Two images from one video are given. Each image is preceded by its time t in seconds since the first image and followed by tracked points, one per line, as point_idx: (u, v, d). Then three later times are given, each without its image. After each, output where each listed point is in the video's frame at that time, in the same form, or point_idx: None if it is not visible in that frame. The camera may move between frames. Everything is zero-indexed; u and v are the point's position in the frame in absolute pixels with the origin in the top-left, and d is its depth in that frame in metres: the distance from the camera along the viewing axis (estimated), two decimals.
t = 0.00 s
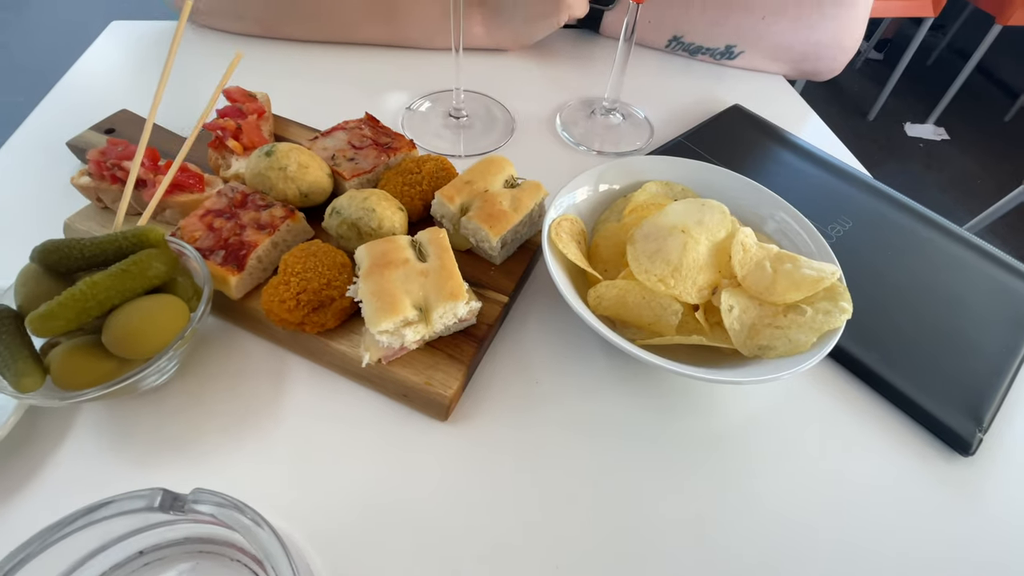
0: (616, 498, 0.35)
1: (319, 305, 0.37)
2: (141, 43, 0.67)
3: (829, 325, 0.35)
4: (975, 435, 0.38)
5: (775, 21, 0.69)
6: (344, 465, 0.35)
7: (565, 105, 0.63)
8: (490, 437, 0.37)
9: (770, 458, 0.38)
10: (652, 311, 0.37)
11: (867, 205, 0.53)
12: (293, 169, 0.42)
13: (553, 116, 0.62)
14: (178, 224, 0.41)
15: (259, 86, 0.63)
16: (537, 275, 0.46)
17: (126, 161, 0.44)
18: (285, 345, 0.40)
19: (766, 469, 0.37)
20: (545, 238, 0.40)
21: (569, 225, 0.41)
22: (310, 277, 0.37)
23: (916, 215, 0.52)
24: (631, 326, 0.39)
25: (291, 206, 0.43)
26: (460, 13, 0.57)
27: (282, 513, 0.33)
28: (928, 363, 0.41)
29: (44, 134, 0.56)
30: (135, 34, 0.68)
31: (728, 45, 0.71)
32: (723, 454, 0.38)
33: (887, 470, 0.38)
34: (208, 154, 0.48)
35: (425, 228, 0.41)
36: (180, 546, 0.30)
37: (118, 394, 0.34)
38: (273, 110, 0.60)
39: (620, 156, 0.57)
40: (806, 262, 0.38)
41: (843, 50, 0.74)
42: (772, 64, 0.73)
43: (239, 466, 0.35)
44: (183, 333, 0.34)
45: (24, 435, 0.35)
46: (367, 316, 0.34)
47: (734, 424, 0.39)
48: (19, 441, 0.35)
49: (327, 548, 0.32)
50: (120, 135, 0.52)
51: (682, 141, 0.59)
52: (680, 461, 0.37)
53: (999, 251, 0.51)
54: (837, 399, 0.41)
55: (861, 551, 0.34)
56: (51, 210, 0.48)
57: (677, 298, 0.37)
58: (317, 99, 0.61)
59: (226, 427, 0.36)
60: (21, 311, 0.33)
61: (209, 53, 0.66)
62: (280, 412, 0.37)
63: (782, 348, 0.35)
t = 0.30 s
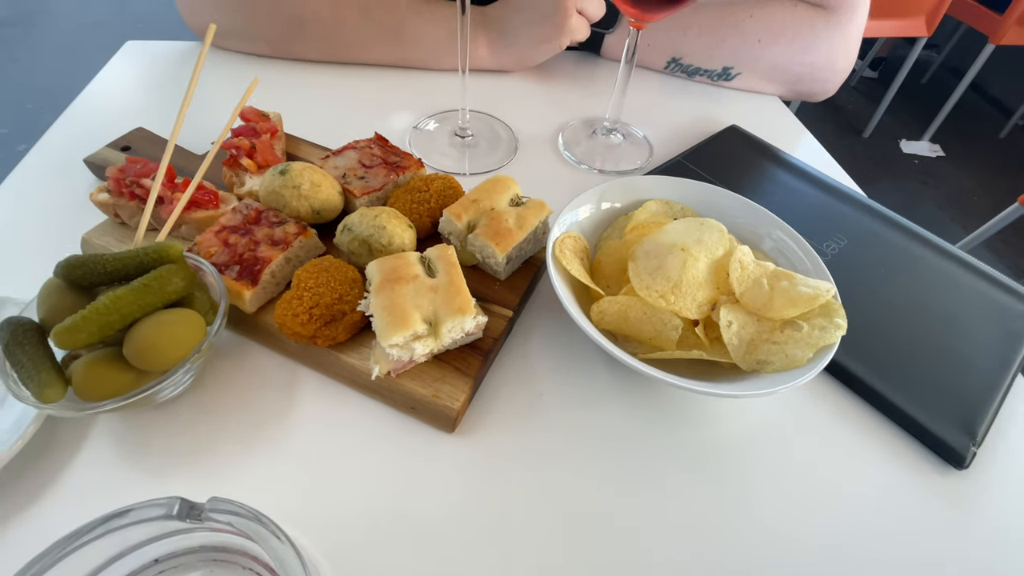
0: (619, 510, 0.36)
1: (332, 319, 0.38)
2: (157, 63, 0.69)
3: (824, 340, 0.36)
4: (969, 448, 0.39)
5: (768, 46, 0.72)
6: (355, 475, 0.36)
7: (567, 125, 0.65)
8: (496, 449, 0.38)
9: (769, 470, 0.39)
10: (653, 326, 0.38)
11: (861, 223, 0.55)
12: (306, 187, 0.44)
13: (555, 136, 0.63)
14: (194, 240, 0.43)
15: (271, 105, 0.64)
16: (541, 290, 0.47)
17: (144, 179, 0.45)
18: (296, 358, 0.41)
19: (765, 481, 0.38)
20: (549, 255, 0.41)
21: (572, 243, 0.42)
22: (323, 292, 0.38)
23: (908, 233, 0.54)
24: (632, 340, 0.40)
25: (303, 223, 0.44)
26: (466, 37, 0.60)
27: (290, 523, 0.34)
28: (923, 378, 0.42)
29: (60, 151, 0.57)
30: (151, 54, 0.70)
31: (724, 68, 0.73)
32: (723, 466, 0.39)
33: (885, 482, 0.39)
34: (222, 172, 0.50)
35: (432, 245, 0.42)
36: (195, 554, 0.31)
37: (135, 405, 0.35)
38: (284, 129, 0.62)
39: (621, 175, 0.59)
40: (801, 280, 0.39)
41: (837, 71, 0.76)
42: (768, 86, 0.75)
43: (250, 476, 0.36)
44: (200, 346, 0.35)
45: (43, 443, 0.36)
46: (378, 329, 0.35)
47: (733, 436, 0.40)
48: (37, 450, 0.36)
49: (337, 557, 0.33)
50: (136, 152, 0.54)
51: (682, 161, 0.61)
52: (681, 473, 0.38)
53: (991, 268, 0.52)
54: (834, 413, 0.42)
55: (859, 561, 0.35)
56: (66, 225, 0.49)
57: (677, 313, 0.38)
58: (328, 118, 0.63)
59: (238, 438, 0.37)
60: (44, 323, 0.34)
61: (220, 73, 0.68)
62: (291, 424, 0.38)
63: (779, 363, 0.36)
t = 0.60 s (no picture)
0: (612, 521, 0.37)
1: (339, 335, 0.40)
2: (170, 87, 0.72)
3: (806, 356, 0.38)
4: (949, 462, 0.41)
5: (754, 74, 0.75)
6: (361, 483, 0.38)
7: (564, 149, 0.68)
8: (494, 461, 0.39)
9: (756, 482, 0.40)
10: (644, 342, 0.40)
11: (845, 243, 0.57)
12: (315, 210, 0.46)
13: (552, 159, 0.66)
14: (208, 259, 0.45)
15: (280, 129, 0.67)
16: (538, 307, 0.49)
17: (162, 201, 0.47)
18: (303, 371, 0.43)
19: (753, 492, 0.40)
20: (546, 274, 0.43)
21: (567, 262, 0.44)
22: (331, 308, 0.40)
23: (890, 253, 0.56)
24: (625, 356, 0.42)
25: (312, 243, 0.46)
26: (469, 66, 0.63)
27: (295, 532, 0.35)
28: (904, 394, 0.44)
29: (78, 172, 0.60)
30: (165, 79, 0.74)
31: (714, 95, 0.76)
32: (712, 478, 0.40)
33: (869, 494, 0.40)
34: (234, 194, 0.52)
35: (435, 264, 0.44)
36: (204, 560, 0.32)
37: (150, 416, 0.37)
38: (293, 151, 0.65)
39: (616, 197, 0.61)
40: (785, 299, 0.41)
41: (823, 99, 0.80)
42: (757, 112, 0.78)
43: (258, 486, 0.37)
44: (215, 359, 0.37)
45: (57, 454, 0.38)
46: (383, 344, 0.37)
47: (722, 449, 0.42)
48: (53, 460, 0.37)
49: (342, 565, 0.34)
50: (151, 174, 0.56)
51: (673, 184, 0.64)
52: (671, 485, 0.40)
53: (970, 287, 0.55)
54: (818, 427, 0.44)
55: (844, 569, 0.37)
56: (81, 243, 0.52)
57: (667, 330, 0.41)
58: (337, 140, 0.66)
59: (247, 449, 0.39)
60: (66, 338, 0.36)
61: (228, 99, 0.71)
62: (298, 435, 0.40)
63: (764, 377, 0.38)
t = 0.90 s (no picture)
0: (600, 523, 0.40)
1: (346, 345, 0.43)
2: (186, 113, 0.76)
3: (780, 365, 0.41)
4: (917, 467, 0.44)
5: (737, 102, 0.80)
6: (367, 484, 0.40)
7: (558, 173, 0.72)
8: (490, 466, 0.42)
9: (737, 487, 0.43)
10: (630, 353, 0.43)
11: (823, 262, 0.61)
12: (325, 229, 0.49)
13: (547, 183, 0.70)
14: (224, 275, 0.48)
15: (290, 153, 0.71)
16: (532, 320, 0.52)
17: (183, 220, 0.50)
18: (311, 380, 0.46)
19: (733, 497, 0.42)
20: (539, 289, 0.46)
21: (559, 278, 0.48)
22: (339, 320, 0.43)
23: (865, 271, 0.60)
24: (613, 366, 0.45)
25: (321, 260, 0.50)
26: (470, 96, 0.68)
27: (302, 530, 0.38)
28: (877, 403, 0.47)
29: (100, 194, 0.63)
30: (181, 105, 0.78)
31: (701, 122, 0.80)
32: (693, 483, 0.43)
33: (842, 496, 0.43)
34: (248, 215, 0.56)
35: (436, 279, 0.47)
36: (219, 554, 0.35)
37: (171, 420, 0.40)
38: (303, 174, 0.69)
39: (608, 218, 0.65)
40: (760, 313, 0.44)
41: (803, 125, 0.85)
42: (740, 138, 0.82)
43: (268, 488, 0.40)
44: (232, 367, 0.39)
45: (75, 462, 0.40)
46: (388, 353, 0.40)
47: (703, 455, 0.44)
48: (73, 467, 0.40)
49: (347, 561, 0.37)
50: (169, 196, 0.59)
51: (661, 206, 0.68)
52: (656, 488, 0.42)
53: (941, 303, 0.58)
54: (793, 436, 0.46)
55: (818, 565, 0.39)
56: (101, 262, 0.55)
57: (651, 341, 0.44)
58: (344, 164, 0.70)
59: (258, 452, 0.42)
60: (94, 347, 0.39)
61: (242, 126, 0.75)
62: (306, 441, 0.43)
63: (741, 386, 0.41)
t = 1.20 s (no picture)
0: (592, 515, 0.43)
1: (358, 347, 0.47)
2: (203, 134, 0.81)
3: (757, 367, 0.44)
4: (890, 463, 0.47)
5: (723, 127, 0.85)
6: (375, 478, 0.44)
7: (555, 192, 0.76)
8: (490, 461, 0.45)
9: (719, 483, 0.46)
10: (620, 356, 0.47)
11: (803, 275, 0.65)
12: (337, 242, 0.53)
13: (544, 201, 0.74)
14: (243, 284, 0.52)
15: (302, 173, 0.76)
16: (530, 327, 0.56)
17: (205, 233, 0.54)
18: (323, 382, 0.49)
19: (716, 491, 0.45)
20: (536, 298, 0.50)
21: (554, 288, 0.51)
22: (351, 325, 0.47)
23: (841, 283, 0.64)
24: (605, 369, 0.48)
25: (334, 271, 0.53)
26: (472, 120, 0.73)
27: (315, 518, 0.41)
28: (852, 405, 0.50)
29: (122, 209, 0.67)
30: (199, 127, 0.83)
31: (689, 144, 0.85)
32: (679, 479, 0.46)
33: (819, 490, 0.46)
34: (264, 229, 0.60)
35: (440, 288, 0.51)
36: (241, 538, 0.38)
37: (195, 415, 0.43)
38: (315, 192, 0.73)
39: (602, 233, 0.69)
40: (740, 319, 0.48)
41: (787, 147, 0.90)
42: (727, 159, 0.87)
43: (283, 480, 0.43)
44: (253, 367, 0.43)
45: (105, 456, 0.43)
46: (396, 354, 0.43)
47: (688, 452, 0.48)
48: (103, 460, 0.43)
49: (356, 545, 0.40)
50: (189, 211, 0.64)
51: (651, 223, 0.72)
52: (643, 483, 0.45)
53: (915, 314, 0.62)
54: (775, 435, 0.49)
55: (795, 553, 0.42)
56: (124, 271, 0.58)
57: (639, 345, 0.47)
58: (354, 182, 0.74)
59: (275, 447, 0.45)
60: (126, 347, 0.42)
61: (258, 148, 0.80)
62: (318, 437, 0.46)
63: (722, 386, 0.44)
